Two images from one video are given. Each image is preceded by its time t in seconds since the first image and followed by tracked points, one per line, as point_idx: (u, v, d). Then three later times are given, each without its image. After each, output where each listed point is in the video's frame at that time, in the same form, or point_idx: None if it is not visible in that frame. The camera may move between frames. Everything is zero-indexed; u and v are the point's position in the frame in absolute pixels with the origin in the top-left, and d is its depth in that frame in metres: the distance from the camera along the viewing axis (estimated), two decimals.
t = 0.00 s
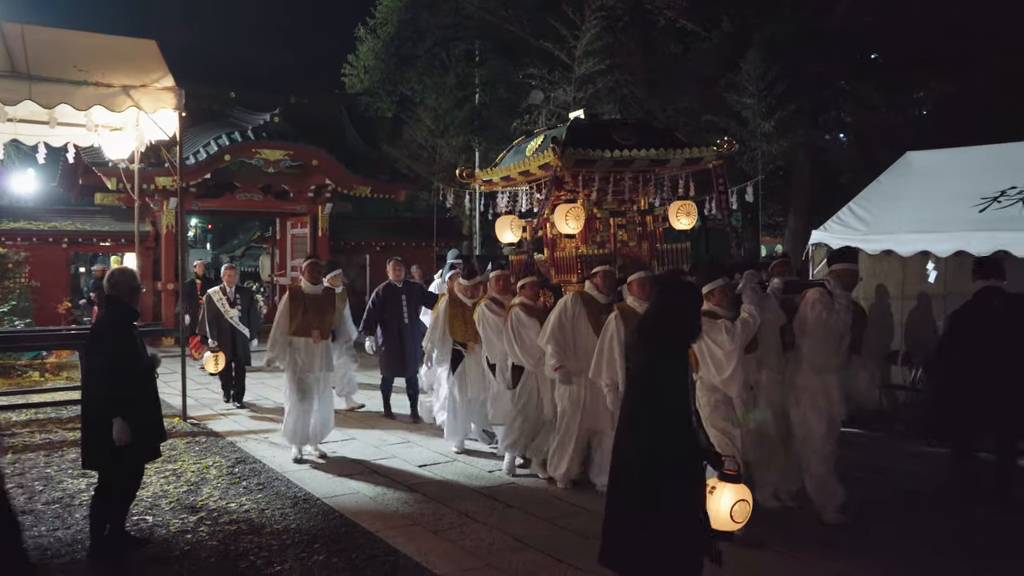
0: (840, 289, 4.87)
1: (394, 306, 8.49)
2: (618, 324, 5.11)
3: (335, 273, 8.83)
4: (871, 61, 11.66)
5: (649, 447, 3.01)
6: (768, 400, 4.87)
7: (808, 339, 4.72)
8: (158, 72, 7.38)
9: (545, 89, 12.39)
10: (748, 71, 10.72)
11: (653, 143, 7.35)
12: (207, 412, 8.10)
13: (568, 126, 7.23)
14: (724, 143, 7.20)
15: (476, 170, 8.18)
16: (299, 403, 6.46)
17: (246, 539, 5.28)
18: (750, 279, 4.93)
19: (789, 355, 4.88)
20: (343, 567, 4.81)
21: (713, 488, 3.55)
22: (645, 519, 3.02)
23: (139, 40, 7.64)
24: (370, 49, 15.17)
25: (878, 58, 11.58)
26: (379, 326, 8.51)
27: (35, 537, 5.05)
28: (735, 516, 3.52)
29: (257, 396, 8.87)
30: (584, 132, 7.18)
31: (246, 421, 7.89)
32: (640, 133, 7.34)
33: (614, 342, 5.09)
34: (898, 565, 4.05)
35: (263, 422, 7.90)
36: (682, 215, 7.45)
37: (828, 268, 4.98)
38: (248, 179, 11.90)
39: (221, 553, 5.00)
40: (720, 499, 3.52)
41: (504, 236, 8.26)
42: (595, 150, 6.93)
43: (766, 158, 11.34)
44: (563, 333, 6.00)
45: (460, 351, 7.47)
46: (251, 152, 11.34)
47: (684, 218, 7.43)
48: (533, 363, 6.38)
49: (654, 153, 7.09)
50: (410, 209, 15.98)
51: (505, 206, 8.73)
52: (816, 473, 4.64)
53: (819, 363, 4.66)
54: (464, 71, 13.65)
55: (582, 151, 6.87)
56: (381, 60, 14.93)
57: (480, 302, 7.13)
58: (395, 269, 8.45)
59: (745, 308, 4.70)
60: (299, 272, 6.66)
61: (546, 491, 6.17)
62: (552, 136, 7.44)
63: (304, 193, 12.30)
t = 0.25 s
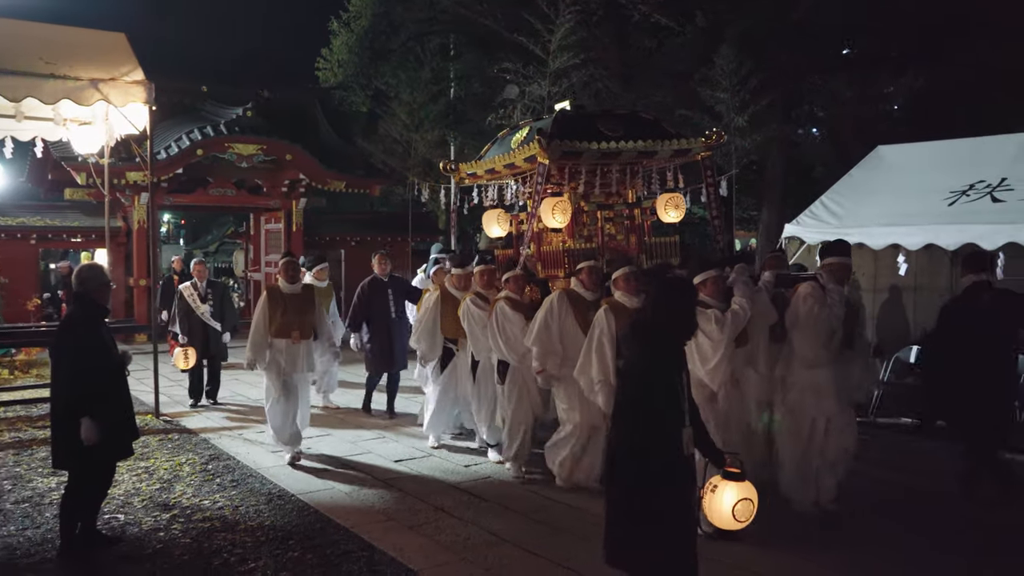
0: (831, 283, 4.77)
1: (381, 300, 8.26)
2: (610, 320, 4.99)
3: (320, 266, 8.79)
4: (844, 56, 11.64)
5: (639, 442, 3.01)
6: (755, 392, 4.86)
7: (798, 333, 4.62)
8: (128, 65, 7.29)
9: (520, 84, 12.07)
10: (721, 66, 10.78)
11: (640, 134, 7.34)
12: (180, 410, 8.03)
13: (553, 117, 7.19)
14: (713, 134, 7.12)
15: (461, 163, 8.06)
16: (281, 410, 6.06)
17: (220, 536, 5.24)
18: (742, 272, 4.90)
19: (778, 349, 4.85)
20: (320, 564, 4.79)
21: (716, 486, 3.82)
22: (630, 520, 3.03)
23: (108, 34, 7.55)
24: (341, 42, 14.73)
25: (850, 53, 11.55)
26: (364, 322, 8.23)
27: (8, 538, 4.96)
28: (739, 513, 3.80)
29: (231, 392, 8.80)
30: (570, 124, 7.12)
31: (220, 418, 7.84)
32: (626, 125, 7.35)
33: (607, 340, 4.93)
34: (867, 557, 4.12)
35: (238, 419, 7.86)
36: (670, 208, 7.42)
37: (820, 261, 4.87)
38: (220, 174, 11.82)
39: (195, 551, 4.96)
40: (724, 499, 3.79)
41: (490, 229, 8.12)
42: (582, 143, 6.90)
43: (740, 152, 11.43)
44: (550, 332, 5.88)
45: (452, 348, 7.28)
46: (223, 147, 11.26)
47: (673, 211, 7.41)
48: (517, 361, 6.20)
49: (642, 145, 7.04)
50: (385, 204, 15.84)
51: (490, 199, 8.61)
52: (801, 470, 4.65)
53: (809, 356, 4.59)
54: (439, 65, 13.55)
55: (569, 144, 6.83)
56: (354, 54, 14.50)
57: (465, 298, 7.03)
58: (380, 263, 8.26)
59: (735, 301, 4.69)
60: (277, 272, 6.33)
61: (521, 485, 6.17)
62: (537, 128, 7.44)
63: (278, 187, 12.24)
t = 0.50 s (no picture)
0: (832, 278, 4.61)
1: (370, 297, 8.01)
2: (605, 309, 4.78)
3: (306, 261, 8.70)
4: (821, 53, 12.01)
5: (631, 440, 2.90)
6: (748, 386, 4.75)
7: (795, 330, 4.52)
8: (99, 58, 7.18)
9: (497, 77, 12.19)
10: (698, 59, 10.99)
11: (633, 126, 7.24)
12: (154, 406, 7.96)
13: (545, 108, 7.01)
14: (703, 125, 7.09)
15: (449, 155, 7.96)
16: (266, 408, 5.99)
17: (195, 533, 5.19)
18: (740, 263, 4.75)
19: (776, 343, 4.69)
20: (295, 558, 4.76)
21: (718, 483, 3.56)
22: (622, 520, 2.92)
23: (78, 26, 7.47)
24: (316, 36, 14.86)
25: (825, 47, 11.89)
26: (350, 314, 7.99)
27: None
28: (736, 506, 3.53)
29: (206, 388, 8.73)
30: (563, 115, 7.03)
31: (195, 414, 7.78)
32: (619, 115, 7.22)
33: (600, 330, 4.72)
34: (837, 545, 4.14)
35: (214, 415, 7.80)
36: (662, 201, 7.39)
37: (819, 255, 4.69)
38: (195, 169, 11.77)
39: (170, 548, 4.91)
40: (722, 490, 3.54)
41: (477, 225, 7.90)
42: (574, 134, 6.79)
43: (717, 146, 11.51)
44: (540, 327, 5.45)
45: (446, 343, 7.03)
46: (198, 141, 11.20)
47: (664, 204, 7.38)
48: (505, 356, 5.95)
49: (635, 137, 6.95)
50: (362, 198, 15.70)
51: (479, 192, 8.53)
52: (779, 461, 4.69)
53: (807, 352, 4.49)
54: (415, 58, 13.59)
55: (562, 135, 6.73)
56: (331, 48, 14.72)
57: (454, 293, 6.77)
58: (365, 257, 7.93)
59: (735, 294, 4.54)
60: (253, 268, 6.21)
61: (498, 479, 6.16)
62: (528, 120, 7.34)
63: (254, 182, 12.12)
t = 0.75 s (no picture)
0: (836, 265, 4.54)
1: (357, 296, 7.60)
2: (605, 304, 4.82)
3: (290, 260, 8.61)
4: (799, 45, 12.21)
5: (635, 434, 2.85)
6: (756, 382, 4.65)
7: (804, 322, 4.42)
8: (72, 51, 7.06)
9: (475, 70, 12.38)
10: (675, 52, 11.05)
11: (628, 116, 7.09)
12: (132, 404, 7.89)
13: (539, 97, 6.80)
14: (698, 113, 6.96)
15: (439, 148, 7.66)
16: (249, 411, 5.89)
17: (174, 531, 5.09)
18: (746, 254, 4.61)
19: (785, 335, 4.58)
20: (275, 554, 4.66)
21: (726, 474, 3.08)
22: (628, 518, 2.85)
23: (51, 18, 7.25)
24: (294, 29, 14.87)
25: (802, 39, 12.12)
26: (338, 314, 7.59)
27: None
28: (749, 508, 3.05)
29: (184, 386, 8.66)
30: (557, 104, 6.81)
31: (173, 412, 7.72)
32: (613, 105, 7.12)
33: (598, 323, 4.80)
34: (824, 537, 4.12)
35: (192, 413, 7.74)
36: (659, 191, 7.16)
37: (824, 243, 4.61)
38: (171, 164, 11.69)
39: (149, 546, 4.82)
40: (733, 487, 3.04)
41: (470, 217, 7.92)
42: (571, 124, 6.49)
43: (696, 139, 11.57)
44: (545, 324, 5.34)
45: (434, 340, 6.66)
46: (174, 136, 11.16)
47: (661, 194, 7.15)
48: (500, 349, 5.76)
49: (632, 125, 6.77)
50: (340, 193, 15.55)
51: (472, 185, 8.30)
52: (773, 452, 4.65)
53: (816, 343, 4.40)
54: (393, 52, 13.69)
55: (558, 126, 6.42)
56: (308, 42, 14.73)
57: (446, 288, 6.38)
58: (350, 252, 7.75)
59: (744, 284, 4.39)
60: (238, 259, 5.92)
61: (477, 471, 6.06)
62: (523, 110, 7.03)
63: (232, 177, 12.04)
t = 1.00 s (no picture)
0: (843, 260, 4.48)
1: (348, 290, 7.55)
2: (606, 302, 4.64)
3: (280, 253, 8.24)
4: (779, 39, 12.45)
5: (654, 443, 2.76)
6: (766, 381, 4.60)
7: (813, 317, 4.35)
8: (49, 45, 6.96)
9: (458, 65, 12.42)
10: (659, 47, 11.24)
11: (627, 108, 6.92)
12: (112, 401, 7.84)
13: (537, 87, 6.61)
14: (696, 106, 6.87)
15: (434, 141, 7.59)
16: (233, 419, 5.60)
17: (155, 529, 5.04)
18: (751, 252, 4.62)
19: (793, 331, 4.52)
20: (258, 551, 4.61)
21: (754, 464, 3.16)
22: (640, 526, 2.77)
23: (28, 11, 7.13)
24: (276, 24, 14.79)
25: (784, 35, 12.38)
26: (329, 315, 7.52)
27: None
28: (777, 500, 3.13)
29: (165, 383, 8.61)
30: (554, 95, 6.65)
31: (154, 408, 7.69)
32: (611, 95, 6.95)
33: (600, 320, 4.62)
34: (807, 530, 4.14)
35: (173, 410, 7.70)
36: (658, 184, 7.05)
37: (829, 238, 4.58)
38: (152, 160, 11.59)
39: (129, 544, 4.76)
40: (762, 480, 3.12)
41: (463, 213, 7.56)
42: (568, 115, 6.42)
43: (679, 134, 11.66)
44: (545, 319, 5.12)
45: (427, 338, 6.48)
46: (154, 131, 11.07)
47: (661, 187, 7.04)
48: (499, 348, 5.52)
49: (629, 117, 6.68)
50: (323, 188, 15.44)
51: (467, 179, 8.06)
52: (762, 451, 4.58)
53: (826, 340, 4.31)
54: (375, 47, 13.59)
55: (555, 116, 6.36)
56: (289, 36, 14.59)
57: (441, 284, 6.21)
58: (341, 250, 7.59)
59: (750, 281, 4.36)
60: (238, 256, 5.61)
61: (460, 467, 6.00)
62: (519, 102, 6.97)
63: (212, 173, 12.02)
